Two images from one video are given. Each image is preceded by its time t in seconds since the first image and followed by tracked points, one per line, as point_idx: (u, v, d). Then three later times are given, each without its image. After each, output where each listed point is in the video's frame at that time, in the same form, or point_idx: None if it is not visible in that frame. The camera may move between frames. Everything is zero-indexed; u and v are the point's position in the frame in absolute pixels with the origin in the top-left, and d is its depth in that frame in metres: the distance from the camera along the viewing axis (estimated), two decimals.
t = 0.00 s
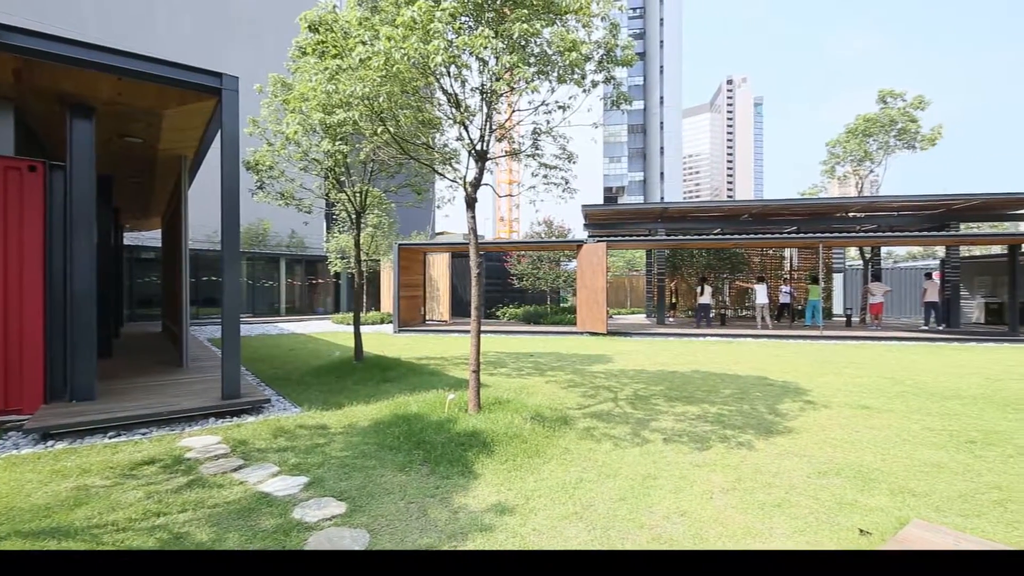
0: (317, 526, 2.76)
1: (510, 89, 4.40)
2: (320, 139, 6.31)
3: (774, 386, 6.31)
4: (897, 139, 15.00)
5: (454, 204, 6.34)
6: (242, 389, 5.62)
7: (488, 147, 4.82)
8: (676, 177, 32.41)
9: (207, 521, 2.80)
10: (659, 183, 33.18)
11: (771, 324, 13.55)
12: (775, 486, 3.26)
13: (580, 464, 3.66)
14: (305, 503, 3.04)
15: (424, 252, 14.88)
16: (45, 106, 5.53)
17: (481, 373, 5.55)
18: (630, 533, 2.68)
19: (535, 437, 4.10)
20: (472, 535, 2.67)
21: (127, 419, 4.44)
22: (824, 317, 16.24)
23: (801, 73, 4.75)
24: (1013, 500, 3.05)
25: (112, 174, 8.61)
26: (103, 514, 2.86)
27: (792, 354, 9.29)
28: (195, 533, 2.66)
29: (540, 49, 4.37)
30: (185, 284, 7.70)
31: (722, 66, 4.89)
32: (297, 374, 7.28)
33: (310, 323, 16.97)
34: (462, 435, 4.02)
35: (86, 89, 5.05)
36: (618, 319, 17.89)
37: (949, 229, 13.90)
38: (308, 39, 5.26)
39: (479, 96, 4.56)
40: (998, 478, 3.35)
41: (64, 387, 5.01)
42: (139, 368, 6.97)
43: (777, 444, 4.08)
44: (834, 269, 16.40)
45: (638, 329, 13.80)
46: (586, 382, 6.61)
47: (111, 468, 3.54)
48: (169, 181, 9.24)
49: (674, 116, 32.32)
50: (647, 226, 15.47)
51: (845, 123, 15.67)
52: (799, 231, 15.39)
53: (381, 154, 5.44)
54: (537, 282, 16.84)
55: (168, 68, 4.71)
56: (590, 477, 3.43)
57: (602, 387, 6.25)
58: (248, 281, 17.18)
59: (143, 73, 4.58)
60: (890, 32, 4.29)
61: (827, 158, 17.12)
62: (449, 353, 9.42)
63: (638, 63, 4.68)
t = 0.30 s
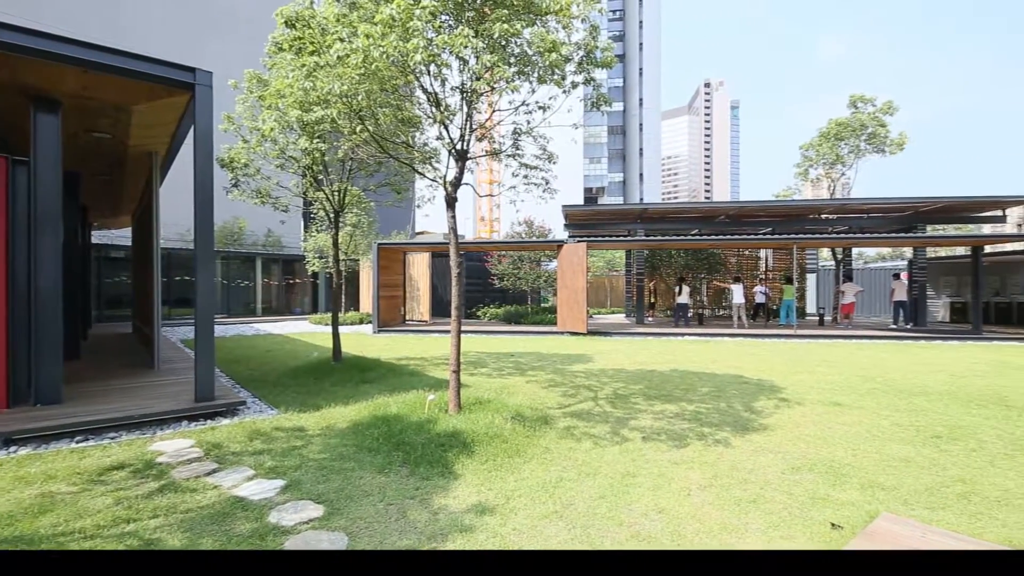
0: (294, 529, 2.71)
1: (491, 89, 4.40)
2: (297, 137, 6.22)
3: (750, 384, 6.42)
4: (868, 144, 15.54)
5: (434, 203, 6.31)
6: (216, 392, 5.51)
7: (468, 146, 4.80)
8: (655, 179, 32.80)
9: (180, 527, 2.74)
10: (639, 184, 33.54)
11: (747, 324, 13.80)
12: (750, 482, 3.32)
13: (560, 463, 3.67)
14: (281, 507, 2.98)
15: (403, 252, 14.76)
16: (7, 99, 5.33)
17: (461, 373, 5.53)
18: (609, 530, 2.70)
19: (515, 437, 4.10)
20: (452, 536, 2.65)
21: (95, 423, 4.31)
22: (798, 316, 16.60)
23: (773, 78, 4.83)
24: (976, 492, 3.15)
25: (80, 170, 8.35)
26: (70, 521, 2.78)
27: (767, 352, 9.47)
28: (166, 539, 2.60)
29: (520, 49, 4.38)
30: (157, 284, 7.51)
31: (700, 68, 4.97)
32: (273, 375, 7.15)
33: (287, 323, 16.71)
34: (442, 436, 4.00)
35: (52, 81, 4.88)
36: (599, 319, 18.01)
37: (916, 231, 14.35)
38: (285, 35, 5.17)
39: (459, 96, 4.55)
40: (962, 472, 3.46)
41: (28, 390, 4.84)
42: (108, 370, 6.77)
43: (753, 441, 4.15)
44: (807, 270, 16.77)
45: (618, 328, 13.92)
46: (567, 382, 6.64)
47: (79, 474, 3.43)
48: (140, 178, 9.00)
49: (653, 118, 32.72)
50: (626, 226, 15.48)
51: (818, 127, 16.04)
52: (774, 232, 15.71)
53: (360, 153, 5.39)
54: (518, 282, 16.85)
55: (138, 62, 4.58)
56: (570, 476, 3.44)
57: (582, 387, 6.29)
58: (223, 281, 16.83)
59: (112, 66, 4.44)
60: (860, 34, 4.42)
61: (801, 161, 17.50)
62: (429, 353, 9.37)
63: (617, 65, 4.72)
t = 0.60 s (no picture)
0: (272, 533, 2.67)
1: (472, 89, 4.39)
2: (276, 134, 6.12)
3: (729, 382, 6.51)
4: (842, 146, 15.93)
5: (416, 203, 6.27)
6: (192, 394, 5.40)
7: (450, 146, 4.77)
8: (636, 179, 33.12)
9: (153, 533, 2.67)
10: (620, 185, 33.82)
11: (726, 323, 14.01)
12: (729, 479, 3.37)
13: (542, 463, 3.68)
14: (259, 511, 2.93)
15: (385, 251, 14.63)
16: None
17: (442, 373, 5.51)
18: (590, 529, 2.71)
19: (497, 437, 4.09)
20: (433, 537, 2.64)
21: (64, 427, 4.19)
22: (775, 315, 16.90)
23: (749, 82, 4.91)
24: (944, 486, 3.24)
25: (48, 166, 8.10)
26: (37, 529, 2.69)
27: (745, 351, 9.62)
28: (139, 546, 2.53)
29: (502, 49, 4.38)
30: (130, 284, 7.33)
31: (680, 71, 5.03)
32: (251, 377, 7.03)
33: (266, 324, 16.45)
34: (424, 437, 3.97)
35: (19, 75, 4.72)
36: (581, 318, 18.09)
37: (888, 232, 14.72)
38: (263, 31, 5.07)
39: (441, 95, 4.52)
40: (931, 466, 3.56)
41: None
42: (78, 373, 6.58)
43: (732, 439, 4.21)
44: (784, 270, 17.09)
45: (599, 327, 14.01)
46: (549, 381, 6.66)
47: (47, 480, 3.33)
48: (111, 175, 8.77)
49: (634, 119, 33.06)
50: (608, 227, 15.54)
51: (794, 130, 16.37)
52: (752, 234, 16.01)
53: (341, 152, 5.33)
54: (500, 282, 16.83)
55: (110, 55, 4.45)
56: (552, 476, 3.44)
57: (564, 386, 6.31)
58: (198, 280, 16.54)
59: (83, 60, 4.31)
60: (831, 39, 4.54)
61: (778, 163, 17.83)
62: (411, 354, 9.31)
63: (598, 67, 4.74)
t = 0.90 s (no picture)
0: (253, 537, 2.63)
1: (457, 88, 4.38)
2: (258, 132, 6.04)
3: (711, 381, 6.58)
4: (821, 149, 16.31)
5: (400, 202, 6.22)
6: (170, 397, 5.29)
7: (435, 145, 4.75)
8: (620, 180, 33.35)
9: (129, 539, 2.61)
10: (604, 186, 34.02)
11: (709, 323, 14.16)
12: (711, 477, 3.40)
13: (527, 463, 3.69)
14: (240, 514, 2.89)
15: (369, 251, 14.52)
16: None
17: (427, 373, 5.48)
18: (575, 528, 2.72)
19: (482, 438, 4.08)
20: (417, 538, 2.62)
21: (37, 430, 4.08)
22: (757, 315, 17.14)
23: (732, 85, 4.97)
24: (919, 481, 3.32)
25: (20, 163, 7.88)
26: (8, 537, 2.61)
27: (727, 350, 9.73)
28: (115, 550, 2.48)
29: (487, 48, 4.37)
30: (106, 284, 7.16)
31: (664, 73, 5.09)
32: (232, 378, 6.91)
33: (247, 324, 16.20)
34: (408, 437, 3.95)
35: None
36: (566, 318, 18.13)
37: (866, 233, 15.00)
38: (244, 26, 4.99)
39: (426, 94, 4.50)
40: (906, 462, 3.64)
41: None
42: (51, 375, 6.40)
43: (714, 437, 4.26)
44: (765, 270, 17.34)
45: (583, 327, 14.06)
46: (533, 381, 6.67)
47: (18, 485, 3.24)
48: (86, 172, 8.56)
49: (619, 120, 33.29)
50: (592, 227, 15.59)
51: (775, 132, 16.65)
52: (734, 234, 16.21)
53: (323, 150, 5.26)
54: (485, 282, 16.80)
55: (84, 50, 4.33)
56: (536, 476, 3.45)
57: (549, 386, 6.32)
58: (177, 280, 16.21)
59: (58, 54, 4.19)
60: (814, 43, 4.68)
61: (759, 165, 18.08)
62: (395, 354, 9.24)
63: (583, 67, 4.75)
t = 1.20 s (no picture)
0: (229, 542, 2.58)
1: (439, 86, 4.35)
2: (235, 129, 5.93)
3: (691, 380, 6.66)
4: (797, 152, 16.66)
5: (381, 201, 6.17)
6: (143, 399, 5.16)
7: (417, 144, 4.70)
8: (602, 181, 33.59)
9: (100, 546, 2.54)
10: (586, 186, 34.23)
11: (689, 322, 14.32)
12: (692, 474, 3.44)
13: (509, 462, 3.68)
14: (216, 518, 2.83)
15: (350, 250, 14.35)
16: None
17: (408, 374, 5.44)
18: (557, 527, 2.72)
19: (464, 438, 4.07)
20: (398, 540, 2.60)
21: (3, 435, 3.95)
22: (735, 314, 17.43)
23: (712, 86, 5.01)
24: (890, 476, 3.41)
25: None
26: None
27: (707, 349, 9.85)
28: (84, 559, 2.40)
29: (468, 48, 4.36)
30: (76, 284, 6.96)
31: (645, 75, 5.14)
32: (208, 380, 6.77)
33: (223, 325, 15.90)
34: (389, 438, 3.92)
35: None
36: (549, 318, 18.17)
37: (840, 234, 15.33)
38: (219, 22, 4.89)
39: (407, 92, 4.47)
40: (878, 457, 3.74)
41: None
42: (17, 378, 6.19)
43: (693, 435, 4.31)
44: (743, 271, 17.62)
45: (565, 327, 14.09)
46: (516, 381, 6.67)
47: None
48: (54, 168, 8.30)
49: (600, 121, 33.53)
50: (574, 227, 15.62)
51: (753, 135, 16.94)
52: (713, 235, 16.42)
53: (302, 148, 5.19)
54: (467, 282, 16.76)
55: (57, 43, 4.20)
56: (518, 475, 3.44)
57: (531, 386, 6.33)
58: (150, 280, 15.85)
59: (26, 47, 4.05)
60: (791, 46, 4.72)
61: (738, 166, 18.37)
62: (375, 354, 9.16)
63: (565, 68, 4.77)
